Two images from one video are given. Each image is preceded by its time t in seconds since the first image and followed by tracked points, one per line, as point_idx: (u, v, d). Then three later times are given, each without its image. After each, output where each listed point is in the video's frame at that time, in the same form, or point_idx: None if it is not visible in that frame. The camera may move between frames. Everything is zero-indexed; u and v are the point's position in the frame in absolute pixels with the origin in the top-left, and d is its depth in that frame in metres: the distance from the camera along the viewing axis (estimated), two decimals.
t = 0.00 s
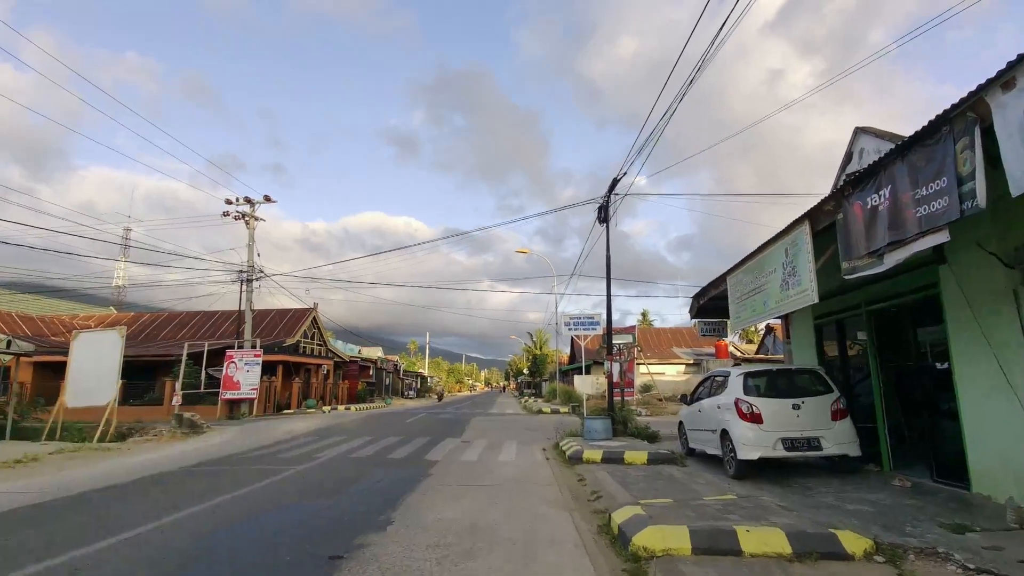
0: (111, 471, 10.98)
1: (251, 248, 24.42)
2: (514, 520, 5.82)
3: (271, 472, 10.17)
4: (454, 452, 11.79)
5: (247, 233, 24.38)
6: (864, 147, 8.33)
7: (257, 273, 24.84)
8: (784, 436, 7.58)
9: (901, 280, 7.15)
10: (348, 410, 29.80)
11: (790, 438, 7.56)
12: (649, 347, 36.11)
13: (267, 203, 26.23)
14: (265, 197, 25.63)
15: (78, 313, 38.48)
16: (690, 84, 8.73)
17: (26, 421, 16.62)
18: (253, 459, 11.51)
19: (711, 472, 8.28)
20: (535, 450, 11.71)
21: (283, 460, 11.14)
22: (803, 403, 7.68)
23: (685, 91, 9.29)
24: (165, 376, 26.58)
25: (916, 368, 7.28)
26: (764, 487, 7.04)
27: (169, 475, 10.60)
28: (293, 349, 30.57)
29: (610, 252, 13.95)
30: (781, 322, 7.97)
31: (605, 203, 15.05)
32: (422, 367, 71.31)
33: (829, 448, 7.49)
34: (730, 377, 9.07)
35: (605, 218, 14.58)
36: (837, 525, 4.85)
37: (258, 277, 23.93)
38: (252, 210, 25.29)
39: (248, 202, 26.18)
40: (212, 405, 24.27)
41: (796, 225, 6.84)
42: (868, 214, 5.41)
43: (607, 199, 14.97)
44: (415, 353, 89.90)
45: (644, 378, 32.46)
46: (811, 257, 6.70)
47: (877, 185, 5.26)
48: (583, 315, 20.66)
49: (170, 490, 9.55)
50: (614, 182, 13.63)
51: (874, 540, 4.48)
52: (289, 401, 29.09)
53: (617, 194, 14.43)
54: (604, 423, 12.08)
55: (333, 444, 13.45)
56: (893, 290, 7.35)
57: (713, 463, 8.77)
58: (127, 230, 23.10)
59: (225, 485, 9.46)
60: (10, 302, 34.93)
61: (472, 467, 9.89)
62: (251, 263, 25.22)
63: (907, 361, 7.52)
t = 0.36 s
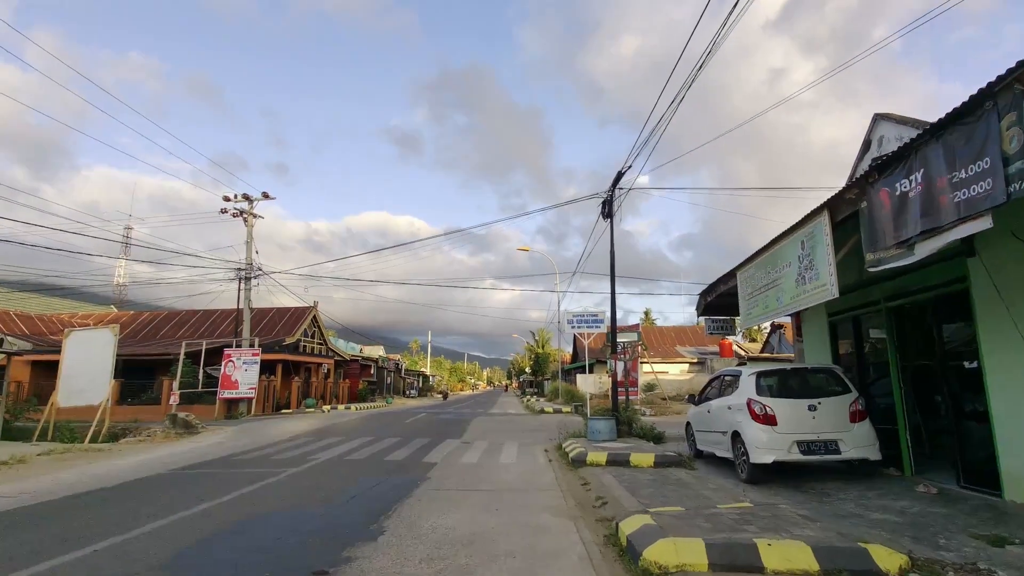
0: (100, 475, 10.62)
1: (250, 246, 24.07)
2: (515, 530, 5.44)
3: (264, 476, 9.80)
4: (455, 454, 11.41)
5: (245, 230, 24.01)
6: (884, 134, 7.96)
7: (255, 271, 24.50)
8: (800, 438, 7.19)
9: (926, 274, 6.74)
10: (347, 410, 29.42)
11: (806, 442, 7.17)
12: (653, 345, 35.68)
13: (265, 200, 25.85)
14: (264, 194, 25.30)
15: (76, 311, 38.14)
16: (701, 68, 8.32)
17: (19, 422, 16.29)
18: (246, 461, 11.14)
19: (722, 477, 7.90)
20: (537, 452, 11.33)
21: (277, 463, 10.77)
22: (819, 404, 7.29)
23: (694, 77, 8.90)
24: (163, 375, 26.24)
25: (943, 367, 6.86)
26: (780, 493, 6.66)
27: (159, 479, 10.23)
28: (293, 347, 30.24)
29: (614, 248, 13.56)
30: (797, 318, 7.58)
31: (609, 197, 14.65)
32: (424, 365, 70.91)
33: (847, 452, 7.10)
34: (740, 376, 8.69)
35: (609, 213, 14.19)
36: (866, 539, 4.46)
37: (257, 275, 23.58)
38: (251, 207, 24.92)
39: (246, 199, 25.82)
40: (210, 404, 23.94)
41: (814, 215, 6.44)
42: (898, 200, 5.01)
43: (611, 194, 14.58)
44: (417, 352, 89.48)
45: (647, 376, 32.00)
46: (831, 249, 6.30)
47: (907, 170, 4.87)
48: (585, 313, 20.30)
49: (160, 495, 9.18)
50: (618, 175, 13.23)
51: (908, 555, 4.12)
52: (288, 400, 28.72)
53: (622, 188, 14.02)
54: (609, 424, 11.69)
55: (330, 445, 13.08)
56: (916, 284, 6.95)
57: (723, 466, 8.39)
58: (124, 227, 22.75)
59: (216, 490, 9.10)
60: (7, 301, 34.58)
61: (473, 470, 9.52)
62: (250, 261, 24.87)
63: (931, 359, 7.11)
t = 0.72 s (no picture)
0: (88, 474, 10.21)
1: (248, 240, 23.65)
2: (522, 537, 5.04)
3: (258, 476, 9.40)
4: (456, 454, 11.01)
5: (243, 224, 23.59)
6: (911, 118, 7.59)
7: (253, 266, 24.09)
8: (821, 439, 6.78)
9: (958, 262, 6.36)
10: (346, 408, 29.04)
11: (827, 442, 6.77)
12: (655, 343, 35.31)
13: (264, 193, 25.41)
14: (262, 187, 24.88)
15: (72, 307, 37.69)
16: (715, 47, 7.91)
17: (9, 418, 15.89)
18: (240, 461, 10.74)
19: (737, 479, 7.50)
20: (540, 452, 10.94)
21: (272, 462, 10.37)
22: (841, 402, 6.88)
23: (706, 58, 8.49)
24: (159, 372, 25.83)
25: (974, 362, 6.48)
26: (801, 498, 6.27)
27: (149, 479, 9.83)
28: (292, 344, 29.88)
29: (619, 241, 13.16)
30: (816, 311, 7.21)
31: (614, 189, 14.25)
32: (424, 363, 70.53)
33: (870, 453, 6.70)
34: (755, 373, 8.28)
35: (614, 205, 13.79)
36: (908, 552, 4.06)
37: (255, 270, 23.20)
38: (249, 201, 24.50)
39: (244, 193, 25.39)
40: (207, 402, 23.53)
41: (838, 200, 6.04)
42: (937, 180, 4.61)
43: (617, 185, 14.19)
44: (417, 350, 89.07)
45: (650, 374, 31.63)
46: (857, 236, 5.90)
47: (949, 148, 4.48)
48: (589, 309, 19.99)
49: (148, 495, 8.78)
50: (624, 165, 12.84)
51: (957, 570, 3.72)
52: (287, 398, 28.34)
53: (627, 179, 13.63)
54: (615, 422, 11.30)
55: (327, 444, 12.67)
56: (946, 275, 6.57)
57: (736, 467, 8.00)
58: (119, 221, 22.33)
59: (207, 491, 8.71)
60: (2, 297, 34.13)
61: (474, 470, 9.12)
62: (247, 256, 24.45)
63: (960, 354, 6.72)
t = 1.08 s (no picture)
0: (74, 475, 9.88)
1: (244, 235, 23.26)
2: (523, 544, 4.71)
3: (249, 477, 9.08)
4: (454, 453, 10.68)
5: (239, 219, 23.20)
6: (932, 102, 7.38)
7: (250, 262, 23.72)
8: (838, 438, 6.44)
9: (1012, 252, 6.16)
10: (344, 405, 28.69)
11: (843, 441, 6.43)
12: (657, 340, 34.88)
13: (261, 188, 25.00)
14: (258, 181, 24.47)
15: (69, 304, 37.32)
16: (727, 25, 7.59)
17: None
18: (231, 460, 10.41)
19: (747, 480, 7.17)
20: (540, 451, 10.59)
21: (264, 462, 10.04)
22: (859, 399, 6.54)
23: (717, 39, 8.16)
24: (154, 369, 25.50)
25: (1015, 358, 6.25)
26: (817, 500, 5.94)
27: (136, 479, 9.50)
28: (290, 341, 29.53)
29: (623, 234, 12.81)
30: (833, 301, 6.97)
31: (617, 180, 13.89)
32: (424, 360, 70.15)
33: (890, 453, 6.35)
34: (768, 368, 7.91)
35: (617, 197, 13.43)
36: (948, 565, 3.69)
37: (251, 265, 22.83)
38: (245, 195, 24.10)
39: (241, 188, 24.99)
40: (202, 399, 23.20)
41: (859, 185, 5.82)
42: (976, 158, 4.28)
43: (620, 177, 13.82)
44: (417, 347, 88.72)
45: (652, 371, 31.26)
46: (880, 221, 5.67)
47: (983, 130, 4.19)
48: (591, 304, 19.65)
49: (135, 497, 8.46)
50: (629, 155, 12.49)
51: None
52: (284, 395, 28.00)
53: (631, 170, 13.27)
54: (619, 420, 10.95)
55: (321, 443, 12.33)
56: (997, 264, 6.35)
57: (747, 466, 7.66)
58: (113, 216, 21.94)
59: (196, 492, 8.39)
60: None
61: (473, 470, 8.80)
62: (244, 251, 24.07)
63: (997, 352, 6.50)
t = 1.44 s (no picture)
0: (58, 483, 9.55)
1: (239, 232, 22.82)
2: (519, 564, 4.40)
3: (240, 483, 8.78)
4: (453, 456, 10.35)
5: (234, 215, 22.75)
6: (958, 84, 7.23)
7: (245, 258, 23.29)
8: (861, 443, 5.94)
9: None
10: (342, 404, 28.38)
11: (866, 446, 5.94)
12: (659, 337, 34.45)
13: (256, 183, 24.52)
14: (253, 177, 24.00)
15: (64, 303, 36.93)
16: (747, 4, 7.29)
17: None
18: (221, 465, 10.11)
19: (761, 486, 6.80)
20: (541, 452, 10.26)
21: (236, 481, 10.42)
22: (881, 399, 6.07)
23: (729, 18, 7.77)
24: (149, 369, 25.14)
25: None
26: (836, 509, 5.59)
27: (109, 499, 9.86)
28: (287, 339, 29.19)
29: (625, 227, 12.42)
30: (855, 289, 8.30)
31: (620, 171, 13.48)
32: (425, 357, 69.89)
33: (915, 459, 5.90)
34: (780, 367, 7.50)
35: (619, 189, 13.05)
36: None
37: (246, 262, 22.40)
38: (240, 190, 23.63)
39: (235, 183, 24.51)
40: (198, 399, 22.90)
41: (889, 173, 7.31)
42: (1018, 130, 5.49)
43: (623, 168, 13.42)
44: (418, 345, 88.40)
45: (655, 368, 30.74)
46: (908, 205, 7.09)
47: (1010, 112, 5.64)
48: (592, 301, 19.26)
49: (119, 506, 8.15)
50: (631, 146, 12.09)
51: None
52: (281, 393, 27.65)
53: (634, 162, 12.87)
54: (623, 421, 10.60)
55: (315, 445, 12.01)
56: None
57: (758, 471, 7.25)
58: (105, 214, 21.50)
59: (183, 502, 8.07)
60: None
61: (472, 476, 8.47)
62: (239, 248, 23.64)
63: None
